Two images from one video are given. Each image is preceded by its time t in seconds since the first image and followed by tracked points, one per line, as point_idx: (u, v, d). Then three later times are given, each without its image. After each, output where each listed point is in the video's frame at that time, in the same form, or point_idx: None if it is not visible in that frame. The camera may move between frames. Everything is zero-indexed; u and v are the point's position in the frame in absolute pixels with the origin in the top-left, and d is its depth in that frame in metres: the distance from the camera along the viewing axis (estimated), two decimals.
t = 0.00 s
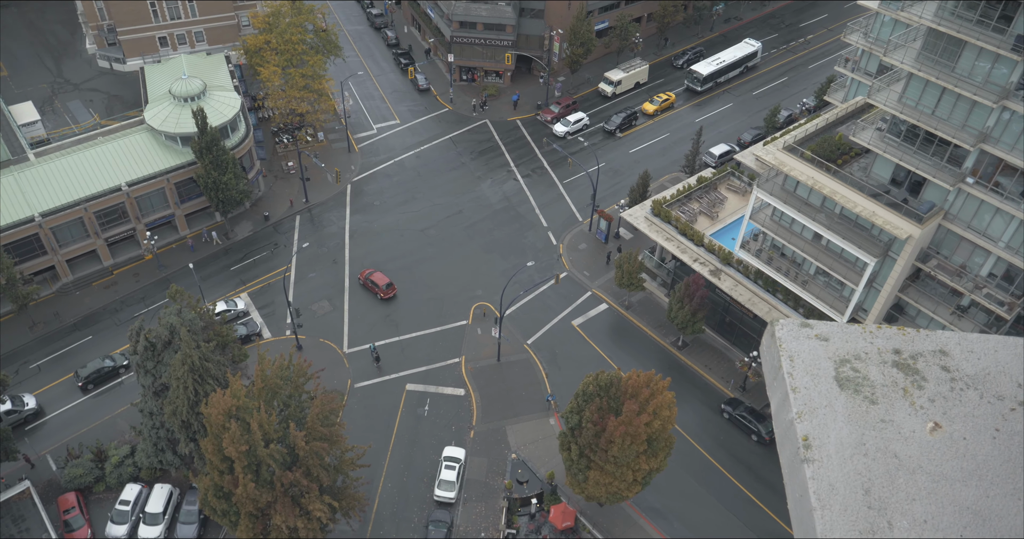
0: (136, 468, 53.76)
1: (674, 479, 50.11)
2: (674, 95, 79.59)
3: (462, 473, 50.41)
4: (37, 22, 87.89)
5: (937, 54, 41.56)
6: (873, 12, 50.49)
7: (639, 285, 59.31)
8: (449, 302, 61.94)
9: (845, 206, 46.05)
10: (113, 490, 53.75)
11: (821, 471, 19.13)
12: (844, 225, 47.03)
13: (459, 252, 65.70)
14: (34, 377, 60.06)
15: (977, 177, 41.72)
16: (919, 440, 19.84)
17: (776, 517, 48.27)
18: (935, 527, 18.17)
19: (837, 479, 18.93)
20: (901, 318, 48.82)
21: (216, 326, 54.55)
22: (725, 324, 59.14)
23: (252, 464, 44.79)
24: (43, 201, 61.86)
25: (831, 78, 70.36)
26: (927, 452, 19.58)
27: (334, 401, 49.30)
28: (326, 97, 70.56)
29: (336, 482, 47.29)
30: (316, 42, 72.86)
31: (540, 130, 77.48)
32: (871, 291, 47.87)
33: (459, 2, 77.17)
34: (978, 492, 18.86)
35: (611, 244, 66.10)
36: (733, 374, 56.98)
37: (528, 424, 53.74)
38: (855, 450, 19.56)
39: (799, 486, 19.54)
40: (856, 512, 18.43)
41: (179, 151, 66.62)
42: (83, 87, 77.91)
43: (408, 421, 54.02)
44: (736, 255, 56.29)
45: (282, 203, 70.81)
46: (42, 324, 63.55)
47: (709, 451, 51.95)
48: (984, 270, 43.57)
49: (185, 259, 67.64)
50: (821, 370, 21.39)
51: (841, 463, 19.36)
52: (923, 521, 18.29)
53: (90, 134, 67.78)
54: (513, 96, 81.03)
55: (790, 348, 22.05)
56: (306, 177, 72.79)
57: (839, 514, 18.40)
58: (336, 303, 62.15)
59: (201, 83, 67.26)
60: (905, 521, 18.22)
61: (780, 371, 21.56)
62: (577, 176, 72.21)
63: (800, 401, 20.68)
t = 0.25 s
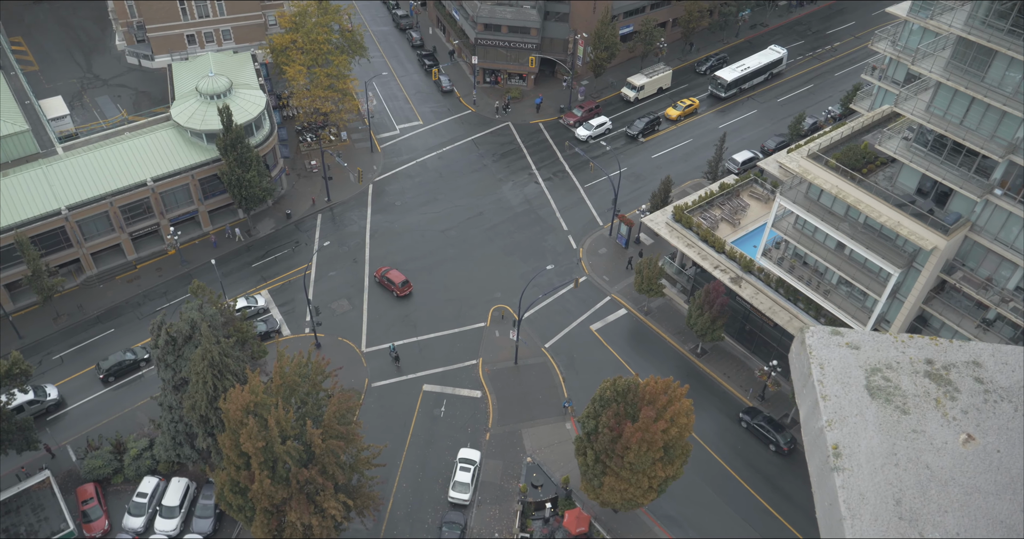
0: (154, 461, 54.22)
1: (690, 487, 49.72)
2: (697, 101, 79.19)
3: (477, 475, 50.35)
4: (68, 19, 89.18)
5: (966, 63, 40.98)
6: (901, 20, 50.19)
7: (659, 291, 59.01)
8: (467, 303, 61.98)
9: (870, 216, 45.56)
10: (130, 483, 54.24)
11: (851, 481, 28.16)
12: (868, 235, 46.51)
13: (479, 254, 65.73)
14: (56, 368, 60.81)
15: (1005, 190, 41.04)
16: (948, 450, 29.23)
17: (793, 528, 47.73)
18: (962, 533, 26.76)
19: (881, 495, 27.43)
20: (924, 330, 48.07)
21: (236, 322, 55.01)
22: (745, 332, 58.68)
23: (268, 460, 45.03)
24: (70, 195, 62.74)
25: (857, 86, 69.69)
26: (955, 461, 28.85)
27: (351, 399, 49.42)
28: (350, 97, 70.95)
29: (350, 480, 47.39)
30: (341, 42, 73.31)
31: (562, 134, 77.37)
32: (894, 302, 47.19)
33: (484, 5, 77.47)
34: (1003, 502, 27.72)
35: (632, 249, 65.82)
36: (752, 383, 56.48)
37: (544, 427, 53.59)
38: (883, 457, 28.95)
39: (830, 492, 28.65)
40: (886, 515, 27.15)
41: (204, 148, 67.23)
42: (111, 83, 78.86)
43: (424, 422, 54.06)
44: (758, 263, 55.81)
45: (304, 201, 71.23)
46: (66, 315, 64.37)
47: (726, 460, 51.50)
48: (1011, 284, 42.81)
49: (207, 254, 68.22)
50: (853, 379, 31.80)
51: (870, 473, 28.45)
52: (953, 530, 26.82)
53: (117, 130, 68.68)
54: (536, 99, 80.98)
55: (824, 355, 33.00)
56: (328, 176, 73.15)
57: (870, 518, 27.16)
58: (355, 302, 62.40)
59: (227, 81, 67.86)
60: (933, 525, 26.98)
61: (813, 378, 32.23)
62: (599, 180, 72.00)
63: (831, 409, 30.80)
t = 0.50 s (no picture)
0: (171, 457, 54.60)
1: (706, 498, 49.29)
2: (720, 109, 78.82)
3: (491, 480, 50.26)
4: (97, 18, 90.46)
5: (994, 75, 40.46)
6: (928, 30, 49.91)
7: (678, 299, 58.67)
8: (485, 307, 61.98)
9: (893, 228, 45.08)
10: (147, 478, 54.65)
11: (880, 493, 20.56)
12: (891, 247, 46.03)
13: (497, 258, 65.73)
14: (77, 363, 61.50)
15: None
16: (981, 466, 21.12)
17: None
18: None
19: None
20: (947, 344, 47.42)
21: (255, 321, 55.37)
22: (764, 343, 58.17)
23: (283, 459, 45.20)
24: (95, 191, 63.55)
25: (882, 96, 69.02)
26: (989, 477, 20.84)
27: (367, 401, 49.58)
28: (373, 99, 71.15)
29: (365, 482, 47.50)
30: (365, 45, 73.74)
31: (583, 140, 77.27)
32: (916, 315, 46.60)
33: (507, 10, 77.84)
34: None
35: (651, 257, 65.52)
36: (770, 394, 55.97)
37: (559, 434, 53.39)
38: (917, 475, 20.90)
39: (857, 504, 20.97)
40: (917, 535, 19.59)
41: (227, 148, 67.86)
42: (138, 82, 79.81)
43: (439, 425, 54.06)
44: (778, 273, 55.35)
45: (324, 202, 71.65)
46: (88, 311, 65.13)
47: (743, 471, 51.03)
48: None
49: (228, 253, 68.77)
50: (882, 389, 23.10)
51: (899, 487, 20.73)
52: None
53: (143, 128, 69.50)
54: (557, 105, 80.93)
55: (853, 366, 24.03)
56: (349, 178, 73.56)
57: (899, 537, 19.62)
58: (373, 304, 62.60)
59: (252, 82, 68.46)
60: None
61: (840, 387, 23.54)
62: (619, 187, 71.79)
63: (858, 420, 22.40)
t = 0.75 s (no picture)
0: (186, 457, 54.91)
1: (721, 512, 48.83)
2: (741, 121, 78.45)
3: (504, 489, 50.06)
4: (126, 21, 91.71)
5: (1022, 91, 40.11)
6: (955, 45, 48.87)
7: (696, 311, 58.32)
8: (502, 315, 61.94)
9: (916, 244, 44.60)
10: (162, 477, 55.01)
11: (910, 509, 31.12)
12: (913, 263, 45.55)
13: (515, 266, 65.71)
14: (97, 360, 62.15)
15: None
16: (1007, 482, 32.23)
17: None
18: None
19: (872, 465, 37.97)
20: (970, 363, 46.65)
21: (273, 324, 55.69)
22: (782, 357, 57.65)
23: (297, 462, 45.35)
24: (118, 191, 64.39)
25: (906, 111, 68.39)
26: (1012, 491, 31.84)
27: (382, 406, 49.61)
28: (394, 106, 71.41)
29: (377, 487, 47.45)
30: (388, 52, 74.22)
31: (604, 149, 77.20)
32: (939, 333, 45.91)
33: (530, 19, 78.07)
34: None
35: (669, 268, 65.20)
36: (788, 409, 55.43)
37: (573, 444, 53.14)
38: (945, 485, 32.04)
39: (887, 517, 31.76)
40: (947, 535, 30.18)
41: (250, 151, 68.41)
42: (163, 85, 80.70)
43: (453, 432, 53.98)
44: (798, 287, 54.86)
45: (344, 207, 72.04)
46: (108, 309, 65.85)
47: (759, 486, 50.51)
48: None
49: (247, 256, 69.27)
50: (914, 404, 35.39)
51: (929, 501, 31.45)
52: None
53: (167, 130, 70.33)
54: (579, 114, 80.91)
55: (885, 379, 36.75)
56: (369, 183, 73.93)
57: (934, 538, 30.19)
58: (390, 309, 62.77)
59: (275, 86, 69.07)
60: None
61: (877, 401, 35.82)
62: (638, 198, 71.57)
63: (892, 435, 34.07)
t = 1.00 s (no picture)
0: (202, 459, 55.16)
1: (737, 531, 48.27)
2: (764, 135, 78.01)
3: (518, 501, 49.78)
4: (155, 27, 93.01)
5: None
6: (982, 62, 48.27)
7: (715, 326, 57.86)
8: (519, 326, 61.81)
9: (941, 263, 44.00)
10: (178, 479, 55.29)
11: (944, 531, 30.36)
12: (938, 282, 45.03)
13: (533, 277, 65.61)
14: (117, 361, 62.75)
15: None
16: None
17: None
18: None
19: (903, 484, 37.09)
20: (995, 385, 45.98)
21: (292, 329, 55.97)
22: (802, 375, 56.99)
23: (312, 468, 45.42)
24: (143, 194, 65.17)
25: (932, 128, 67.68)
26: None
27: (398, 413, 49.64)
28: (417, 114, 71.70)
29: (391, 495, 47.41)
30: (411, 61, 74.66)
31: (625, 162, 77.00)
32: (963, 354, 45.48)
33: (554, 31, 78.26)
34: None
35: (689, 282, 64.78)
36: (807, 428, 54.76)
37: (589, 457, 52.79)
38: (980, 507, 31.24)
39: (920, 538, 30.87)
40: None
41: (273, 157, 68.93)
42: (190, 90, 81.61)
43: (468, 442, 53.85)
44: (820, 304, 54.28)
45: (365, 214, 72.38)
46: (130, 310, 66.53)
47: (776, 505, 49.87)
48: None
49: (268, 261, 69.75)
50: (948, 423, 34.51)
51: (964, 523, 30.66)
52: None
53: (193, 135, 71.16)
54: (601, 126, 80.85)
55: (917, 397, 35.84)
56: (390, 191, 74.25)
57: None
58: (408, 317, 62.86)
59: (300, 93, 69.64)
60: None
61: (908, 419, 35.01)
62: (659, 211, 71.28)
63: (925, 454, 33.28)
